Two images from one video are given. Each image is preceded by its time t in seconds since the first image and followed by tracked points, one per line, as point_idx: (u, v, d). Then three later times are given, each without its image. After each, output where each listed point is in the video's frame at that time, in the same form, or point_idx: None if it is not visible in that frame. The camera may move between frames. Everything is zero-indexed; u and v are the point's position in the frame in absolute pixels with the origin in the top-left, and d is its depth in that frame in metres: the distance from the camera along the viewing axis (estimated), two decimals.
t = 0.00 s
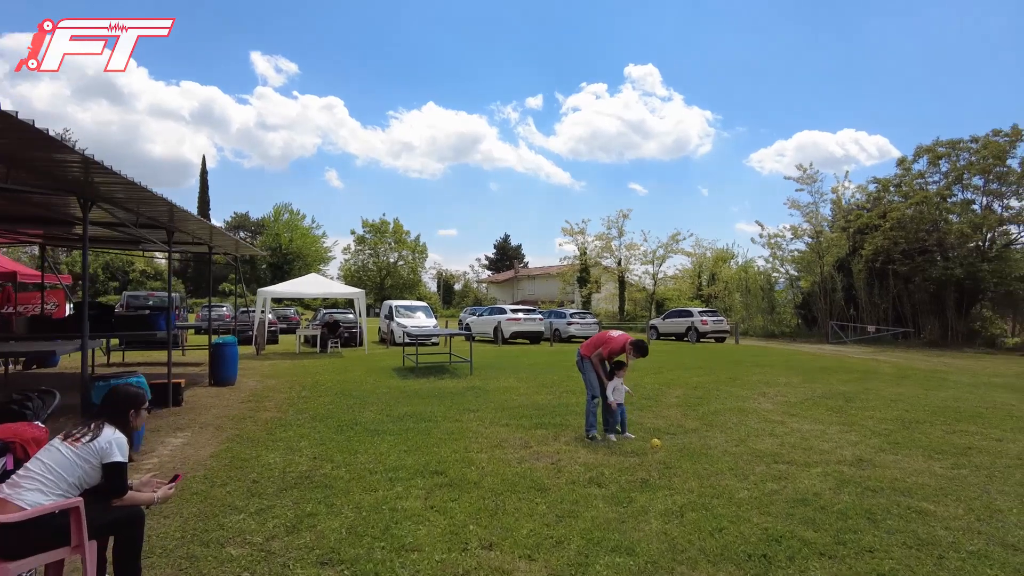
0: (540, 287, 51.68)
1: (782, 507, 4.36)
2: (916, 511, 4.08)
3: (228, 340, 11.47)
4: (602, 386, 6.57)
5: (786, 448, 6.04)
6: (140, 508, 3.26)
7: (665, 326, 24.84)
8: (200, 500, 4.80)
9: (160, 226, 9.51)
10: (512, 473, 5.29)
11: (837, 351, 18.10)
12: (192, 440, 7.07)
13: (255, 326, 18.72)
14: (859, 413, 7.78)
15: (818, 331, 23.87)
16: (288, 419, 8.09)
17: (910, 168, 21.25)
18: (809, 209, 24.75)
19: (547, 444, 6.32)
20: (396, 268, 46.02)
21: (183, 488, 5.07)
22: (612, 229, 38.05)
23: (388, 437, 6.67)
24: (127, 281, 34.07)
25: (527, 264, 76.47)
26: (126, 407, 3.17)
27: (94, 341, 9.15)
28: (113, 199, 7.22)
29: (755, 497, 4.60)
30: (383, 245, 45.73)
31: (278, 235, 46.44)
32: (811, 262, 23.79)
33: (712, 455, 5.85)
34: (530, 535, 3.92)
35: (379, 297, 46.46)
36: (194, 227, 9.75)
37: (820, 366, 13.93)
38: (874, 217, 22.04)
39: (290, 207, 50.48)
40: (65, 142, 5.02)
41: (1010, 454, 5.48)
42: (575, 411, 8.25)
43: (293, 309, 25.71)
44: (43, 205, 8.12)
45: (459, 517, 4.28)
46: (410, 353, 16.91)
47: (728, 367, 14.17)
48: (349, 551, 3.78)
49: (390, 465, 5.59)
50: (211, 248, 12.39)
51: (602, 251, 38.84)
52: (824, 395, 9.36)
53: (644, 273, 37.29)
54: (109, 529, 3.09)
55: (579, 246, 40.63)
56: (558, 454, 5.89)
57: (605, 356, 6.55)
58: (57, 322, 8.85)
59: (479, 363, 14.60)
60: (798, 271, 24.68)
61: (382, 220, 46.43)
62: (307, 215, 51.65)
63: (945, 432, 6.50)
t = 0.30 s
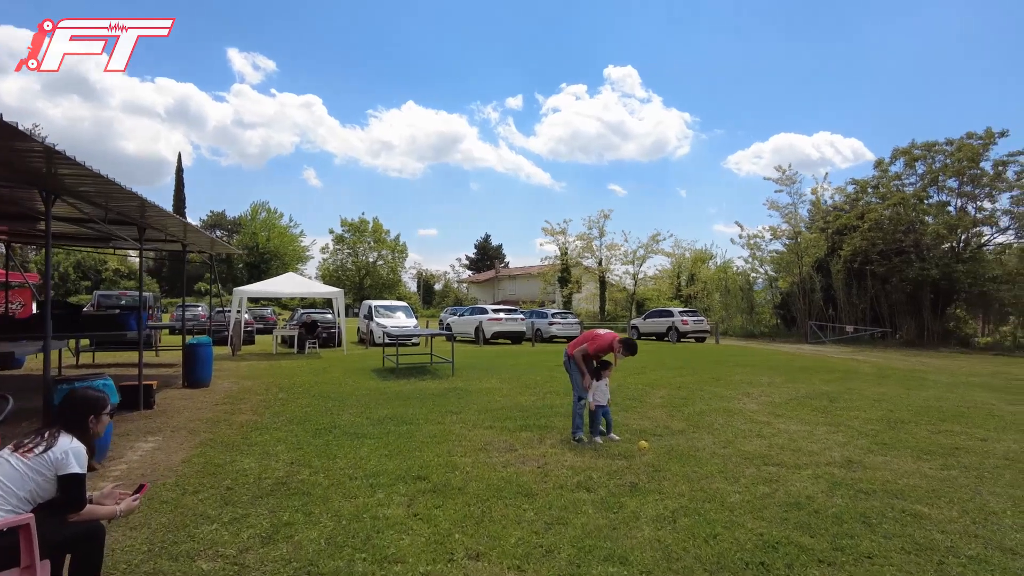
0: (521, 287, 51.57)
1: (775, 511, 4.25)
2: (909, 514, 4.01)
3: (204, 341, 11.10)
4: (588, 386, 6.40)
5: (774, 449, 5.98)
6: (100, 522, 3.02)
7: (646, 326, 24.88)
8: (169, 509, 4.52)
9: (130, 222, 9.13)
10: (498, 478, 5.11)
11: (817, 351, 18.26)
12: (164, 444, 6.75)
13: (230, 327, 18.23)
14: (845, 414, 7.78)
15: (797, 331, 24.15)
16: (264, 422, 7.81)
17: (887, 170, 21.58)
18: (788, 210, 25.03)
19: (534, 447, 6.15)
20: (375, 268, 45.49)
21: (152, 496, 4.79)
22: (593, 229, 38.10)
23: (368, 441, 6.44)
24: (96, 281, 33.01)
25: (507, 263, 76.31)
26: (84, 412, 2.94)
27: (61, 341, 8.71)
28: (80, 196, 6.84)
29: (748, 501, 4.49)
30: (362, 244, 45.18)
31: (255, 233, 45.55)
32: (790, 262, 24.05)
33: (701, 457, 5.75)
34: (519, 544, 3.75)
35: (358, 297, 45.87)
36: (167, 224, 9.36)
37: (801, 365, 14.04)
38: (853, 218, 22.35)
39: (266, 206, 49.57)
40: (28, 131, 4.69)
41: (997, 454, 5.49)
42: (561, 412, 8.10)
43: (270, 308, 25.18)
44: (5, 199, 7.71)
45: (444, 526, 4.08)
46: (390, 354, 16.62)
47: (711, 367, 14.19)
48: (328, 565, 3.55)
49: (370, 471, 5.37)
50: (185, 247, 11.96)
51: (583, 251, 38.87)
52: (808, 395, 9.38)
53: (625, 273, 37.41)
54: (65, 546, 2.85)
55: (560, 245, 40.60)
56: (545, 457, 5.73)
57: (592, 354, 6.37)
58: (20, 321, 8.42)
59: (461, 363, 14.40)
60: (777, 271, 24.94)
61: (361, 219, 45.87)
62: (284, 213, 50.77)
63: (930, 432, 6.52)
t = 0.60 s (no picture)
0: (500, 287, 51.37)
1: (778, 523, 4.10)
2: (916, 525, 3.90)
3: (176, 342, 10.65)
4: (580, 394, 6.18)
5: (768, 456, 5.89)
6: (57, 552, 2.68)
7: (626, 327, 24.86)
8: (137, 526, 4.17)
9: (97, 218, 8.64)
10: (489, 488, 4.88)
11: (797, 353, 18.38)
12: (132, 453, 6.35)
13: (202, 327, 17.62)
14: (833, 419, 7.76)
15: (775, 332, 24.43)
16: (239, 428, 7.44)
17: (864, 173, 21.92)
18: (766, 213, 25.28)
19: (524, 455, 5.93)
20: (352, 267, 44.78)
21: (117, 512, 4.44)
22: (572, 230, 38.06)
23: (350, 450, 6.15)
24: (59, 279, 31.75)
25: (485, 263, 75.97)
26: (43, 426, 2.65)
27: (23, 344, 8.17)
28: (43, 190, 6.41)
29: (751, 512, 4.33)
30: (338, 243, 44.46)
31: (228, 231, 44.44)
32: (769, 264, 24.29)
33: (694, 464, 5.61)
34: (516, 563, 3.52)
35: (334, 297, 45.10)
36: (138, 221, 8.91)
37: (782, 367, 14.10)
38: (829, 221, 22.67)
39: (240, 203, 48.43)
40: None
41: (991, 459, 5.48)
42: (549, 417, 7.89)
43: (243, 308, 24.50)
44: None
45: (436, 543, 3.82)
46: (369, 355, 16.24)
47: (693, 369, 14.17)
48: None
49: (353, 482, 5.08)
50: (156, 245, 11.45)
51: (563, 251, 38.81)
52: (794, 399, 9.37)
53: (604, 274, 37.46)
54: None
55: (539, 246, 40.47)
56: (535, 465, 5.52)
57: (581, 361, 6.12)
58: None
59: (442, 365, 14.12)
60: (755, 273, 25.17)
61: (338, 217, 45.13)
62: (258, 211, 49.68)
63: (920, 438, 6.52)
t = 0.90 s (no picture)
0: (489, 286, 51.18)
1: (795, 531, 3.96)
2: (938, 533, 3.77)
3: (160, 342, 10.33)
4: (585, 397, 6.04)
5: (775, 459, 5.76)
6: None
7: (617, 326, 24.79)
8: (121, 540, 3.91)
9: (79, 214, 8.30)
10: (493, 496, 4.68)
11: (789, 352, 18.41)
12: (115, 459, 6.06)
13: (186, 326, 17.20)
14: (834, 420, 7.68)
15: (765, 332, 24.51)
16: (228, 432, 7.18)
17: (854, 174, 22.04)
18: (757, 212, 25.36)
19: (527, 460, 5.74)
20: (339, 266, 44.31)
21: (100, 525, 4.18)
22: (562, 229, 37.96)
23: (345, 455, 5.92)
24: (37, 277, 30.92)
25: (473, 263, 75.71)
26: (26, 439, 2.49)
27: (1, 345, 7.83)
28: (21, 184, 6.10)
29: (766, 519, 4.20)
30: (325, 242, 43.96)
31: (213, 229, 43.73)
32: (759, 264, 24.36)
33: (702, 469, 5.46)
34: None
35: (321, 296, 44.59)
36: (122, 217, 8.58)
37: (775, 367, 14.08)
38: (819, 221, 22.78)
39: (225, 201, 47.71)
40: None
41: (1002, 462, 5.40)
42: (547, 419, 7.71)
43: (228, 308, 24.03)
44: None
45: (442, 556, 3.63)
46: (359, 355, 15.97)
47: (687, 369, 14.09)
48: None
49: (349, 490, 4.87)
50: (141, 242, 11.10)
51: (552, 251, 38.71)
52: (793, 399, 9.29)
53: (594, 273, 37.42)
54: None
55: (528, 245, 40.33)
56: (539, 470, 5.33)
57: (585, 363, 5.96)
58: None
59: (434, 365, 13.90)
60: (746, 273, 25.22)
61: (325, 216, 44.61)
62: (244, 209, 48.97)
63: (925, 439, 6.46)
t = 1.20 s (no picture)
0: (486, 287, 50.98)
1: (833, 545, 3.76)
2: (986, 548, 3.60)
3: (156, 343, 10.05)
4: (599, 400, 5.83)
5: (798, 466, 5.57)
6: None
7: (617, 327, 24.61)
8: (117, 559, 3.67)
9: (73, 211, 8.03)
10: (510, 507, 4.46)
11: (792, 354, 18.25)
12: (110, 467, 5.80)
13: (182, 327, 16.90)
14: (851, 424, 7.49)
15: (766, 333, 24.38)
16: (228, 438, 6.93)
17: (856, 173, 21.91)
18: (757, 213, 25.23)
19: (541, 468, 5.51)
20: (336, 267, 43.99)
21: (95, 541, 3.92)
22: (560, 229, 37.77)
23: (351, 462, 5.69)
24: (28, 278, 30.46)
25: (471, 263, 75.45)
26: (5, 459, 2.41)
27: None
28: (11, 178, 5.84)
29: (800, 532, 3.99)
30: (322, 242, 43.66)
31: (209, 229, 43.34)
32: (760, 265, 24.23)
33: (724, 477, 5.25)
34: None
35: (318, 297, 44.27)
36: (117, 214, 8.32)
37: (781, 369, 13.92)
38: (821, 221, 22.67)
39: (220, 200, 47.32)
40: None
41: None
42: (557, 424, 7.49)
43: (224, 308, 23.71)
44: None
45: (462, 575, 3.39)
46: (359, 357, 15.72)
47: (692, 371, 13.91)
48: None
49: (359, 501, 4.63)
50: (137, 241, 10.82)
51: (551, 251, 38.51)
52: (805, 402, 9.11)
53: (593, 274, 37.24)
54: None
55: (527, 245, 40.13)
56: (556, 479, 5.11)
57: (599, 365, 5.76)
58: None
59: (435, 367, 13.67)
60: (746, 274, 25.08)
61: (322, 216, 44.29)
62: (239, 209, 48.57)
63: (948, 445, 6.28)
